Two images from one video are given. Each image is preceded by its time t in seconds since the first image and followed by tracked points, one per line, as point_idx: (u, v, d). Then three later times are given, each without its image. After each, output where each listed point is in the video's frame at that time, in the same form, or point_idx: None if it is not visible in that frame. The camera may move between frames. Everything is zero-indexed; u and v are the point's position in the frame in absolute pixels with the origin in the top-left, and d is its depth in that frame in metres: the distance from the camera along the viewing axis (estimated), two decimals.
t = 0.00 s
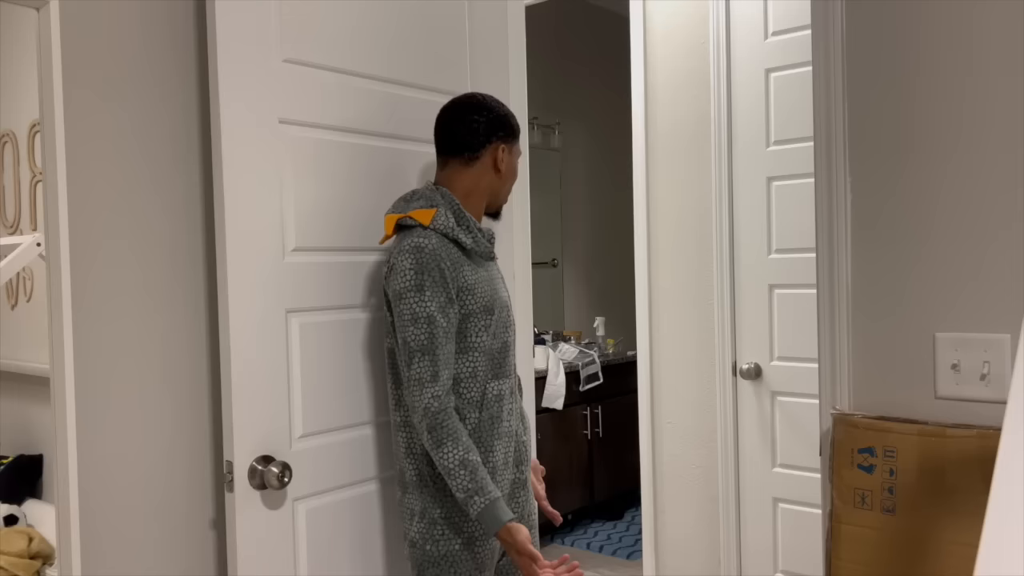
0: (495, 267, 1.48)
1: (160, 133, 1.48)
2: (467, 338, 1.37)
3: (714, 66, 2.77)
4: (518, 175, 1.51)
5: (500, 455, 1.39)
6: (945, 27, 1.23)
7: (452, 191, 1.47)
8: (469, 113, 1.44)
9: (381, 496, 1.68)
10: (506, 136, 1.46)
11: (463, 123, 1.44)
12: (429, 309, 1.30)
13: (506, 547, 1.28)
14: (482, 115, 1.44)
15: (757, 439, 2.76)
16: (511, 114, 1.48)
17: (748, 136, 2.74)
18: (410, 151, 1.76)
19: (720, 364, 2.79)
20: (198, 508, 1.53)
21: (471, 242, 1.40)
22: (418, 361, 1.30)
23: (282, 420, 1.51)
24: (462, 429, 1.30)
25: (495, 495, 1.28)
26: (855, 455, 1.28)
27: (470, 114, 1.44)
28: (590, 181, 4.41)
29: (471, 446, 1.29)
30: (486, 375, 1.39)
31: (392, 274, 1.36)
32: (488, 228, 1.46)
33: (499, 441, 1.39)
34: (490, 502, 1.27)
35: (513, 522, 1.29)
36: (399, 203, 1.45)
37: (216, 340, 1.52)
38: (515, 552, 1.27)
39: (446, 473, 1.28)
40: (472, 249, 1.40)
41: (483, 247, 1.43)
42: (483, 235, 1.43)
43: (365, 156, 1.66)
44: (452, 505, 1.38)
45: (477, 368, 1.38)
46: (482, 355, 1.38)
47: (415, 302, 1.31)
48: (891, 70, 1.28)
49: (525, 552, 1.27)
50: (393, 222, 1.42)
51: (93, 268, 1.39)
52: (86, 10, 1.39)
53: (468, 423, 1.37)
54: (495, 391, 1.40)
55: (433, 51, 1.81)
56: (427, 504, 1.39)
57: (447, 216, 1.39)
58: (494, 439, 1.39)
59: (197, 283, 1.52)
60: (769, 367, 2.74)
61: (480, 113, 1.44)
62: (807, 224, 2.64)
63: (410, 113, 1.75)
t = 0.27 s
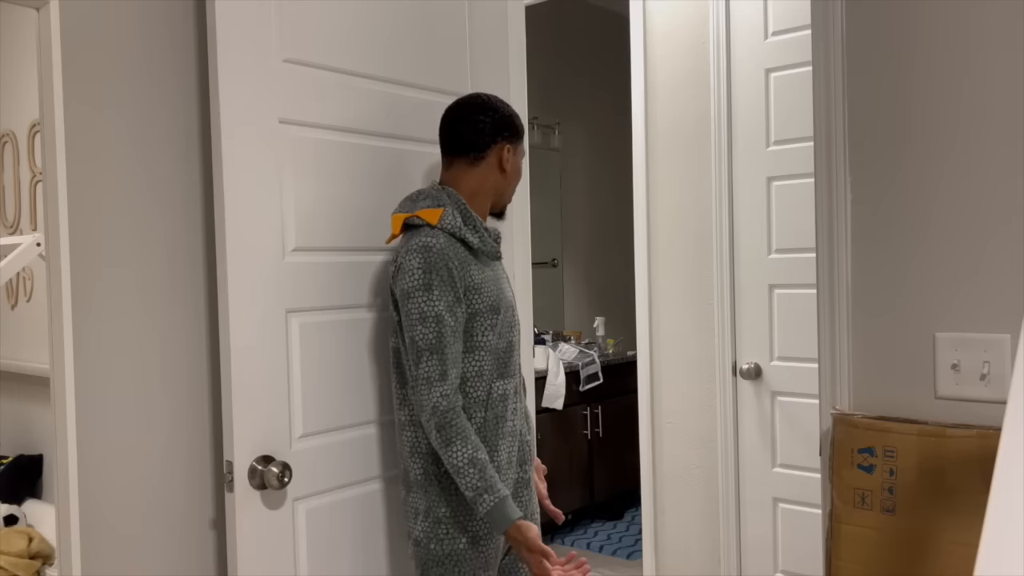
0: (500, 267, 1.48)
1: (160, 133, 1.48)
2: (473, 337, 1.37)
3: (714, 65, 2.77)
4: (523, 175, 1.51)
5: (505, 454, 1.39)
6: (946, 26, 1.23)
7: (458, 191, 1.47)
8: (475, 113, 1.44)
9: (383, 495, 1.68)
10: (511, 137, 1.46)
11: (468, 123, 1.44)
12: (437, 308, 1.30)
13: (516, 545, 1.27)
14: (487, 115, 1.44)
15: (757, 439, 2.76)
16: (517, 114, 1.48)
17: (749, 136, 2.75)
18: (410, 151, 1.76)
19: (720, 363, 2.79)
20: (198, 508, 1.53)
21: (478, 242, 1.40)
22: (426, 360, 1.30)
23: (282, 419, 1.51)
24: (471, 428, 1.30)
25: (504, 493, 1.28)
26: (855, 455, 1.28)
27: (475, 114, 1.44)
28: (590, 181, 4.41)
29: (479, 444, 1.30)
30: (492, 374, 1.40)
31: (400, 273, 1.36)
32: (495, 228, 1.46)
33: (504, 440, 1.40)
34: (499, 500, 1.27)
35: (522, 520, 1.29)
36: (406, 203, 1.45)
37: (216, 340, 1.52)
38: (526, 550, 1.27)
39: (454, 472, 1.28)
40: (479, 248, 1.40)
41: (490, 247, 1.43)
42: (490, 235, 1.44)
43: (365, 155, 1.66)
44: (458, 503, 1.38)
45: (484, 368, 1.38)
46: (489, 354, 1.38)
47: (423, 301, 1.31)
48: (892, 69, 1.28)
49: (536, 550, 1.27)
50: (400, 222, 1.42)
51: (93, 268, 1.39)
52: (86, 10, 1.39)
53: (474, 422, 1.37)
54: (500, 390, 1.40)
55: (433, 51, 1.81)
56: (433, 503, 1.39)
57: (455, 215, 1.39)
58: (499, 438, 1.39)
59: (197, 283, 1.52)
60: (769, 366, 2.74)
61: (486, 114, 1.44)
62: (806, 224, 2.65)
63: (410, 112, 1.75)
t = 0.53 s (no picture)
0: (505, 267, 1.48)
1: (159, 133, 1.48)
2: (479, 337, 1.37)
3: (714, 65, 2.77)
4: (527, 175, 1.51)
5: (509, 454, 1.39)
6: (947, 25, 1.23)
7: (464, 191, 1.46)
8: (480, 113, 1.44)
9: (384, 495, 1.68)
10: (516, 137, 1.46)
11: (473, 124, 1.43)
12: (444, 307, 1.31)
13: (523, 543, 1.28)
14: (492, 116, 1.44)
15: (757, 439, 2.76)
16: (521, 115, 1.48)
17: (749, 136, 2.75)
18: (410, 151, 1.76)
19: (720, 363, 2.79)
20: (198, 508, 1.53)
21: (485, 242, 1.41)
22: (433, 358, 1.30)
23: (282, 419, 1.51)
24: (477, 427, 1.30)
25: (510, 492, 1.28)
26: (855, 455, 1.28)
27: (481, 114, 1.44)
28: (590, 181, 4.41)
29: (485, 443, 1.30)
30: (498, 373, 1.40)
31: (406, 272, 1.36)
32: (501, 229, 1.46)
33: (509, 440, 1.40)
34: (505, 499, 1.27)
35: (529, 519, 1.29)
36: (412, 202, 1.44)
37: (217, 340, 1.53)
38: (533, 547, 1.27)
39: (461, 470, 1.28)
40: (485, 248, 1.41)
41: (495, 246, 1.43)
42: (496, 236, 1.44)
43: (365, 155, 1.66)
44: (462, 503, 1.38)
45: (489, 367, 1.38)
46: (495, 354, 1.39)
47: (430, 300, 1.31)
48: (892, 70, 1.28)
49: (544, 547, 1.27)
50: (406, 221, 1.42)
51: (92, 268, 1.39)
52: (86, 10, 1.39)
53: (480, 421, 1.37)
54: (505, 390, 1.40)
55: (433, 50, 1.80)
56: (438, 502, 1.39)
57: (462, 215, 1.40)
58: (503, 438, 1.39)
59: (197, 283, 1.52)
60: (769, 367, 2.74)
61: (491, 114, 1.44)
62: (806, 223, 2.65)
63: (410, 112, 1.75)
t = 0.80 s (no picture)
0: (509, 268, 1.49)
1: (159, 133, 1.48)
2: (485, 336, 1.38)
3: (714, 65, 2.77)
4: (531, 176, 1.52)
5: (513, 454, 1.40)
6: (947, 25, 1.23)
7: (468, 192, 1.46)
8: (484, 114, 1.44)
9: (386, 494, 1.69)
10: (520, 138, 1.46)
11: (478, 124, 1.43)
12: (451, 306, 1.31)
13: (532, 541, 1.28)
14: (496, 116, 1.44)
15: (757, 439, 2.76)
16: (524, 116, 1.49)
17: (749, 136, 2.75)
18: (411, 151, 1.76)
19: (720, 363, 2.78)
20: (198, 508, 1.53)
21: (491, 243, 1.41)
22: (440, 357, 1.30)
23: (282, 419, 1.51)
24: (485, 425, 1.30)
25: (518, 490, 1.28)
26: (855, 455, 1.28)
27: (485, 115, 1.44)
28: (590, 181, 4.41)
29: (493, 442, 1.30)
30: (503, 373, 1.40)
31: (413, 272, 1.36)
32: (506, 229, 1.47)
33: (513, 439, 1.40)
34: (514, 497, 1.27)
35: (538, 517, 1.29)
36: (418, 203, 1.44)
37: (217, 340, 1.53)
38: (544, 544, 1.27)
39: (469, 469, 1.28)
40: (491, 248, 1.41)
41: (501, 246, 1.43)
42: (501, 237, 1.44)
43: (365, 156, 1.66)
44: (467, 502, 1.38)
45: (495, 366, 1.38)
46: (501, 353, 1.39)
47: (437, 299, 1.31)
48: (893, 70, 1.28)
49: (555, 544, 1.28)
50: (412, 221, 1.42)
51: (93, 268, 1.39)
52: (85, 10, 1.39)
53: (486, 420, 1.37)
54: (510, 390, 1.41)
55: (432, 50, 1.80)
56: (443, 502, 1.38)
57: (468, 215, 1.40)
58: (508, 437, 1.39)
59: (197, 283, 1.52)
60: (769, 367, 2.74)
61: (495, 115, 1.44)
62: (806, 223, 2.65)
63: (410, 112, 1.75)
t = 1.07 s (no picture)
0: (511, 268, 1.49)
1: (159, 133, 1.48)
2: (489, 336, 1.38)
3: (714, 64, 2.77)
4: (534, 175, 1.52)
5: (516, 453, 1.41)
6: (948, 25, 1.23)
7: (472, 191, 1.46)
8: (487, 115, 1.44)
9: (388, 494, 1.70)
10: (523, 138, 1.46)
11: (481, 125, 1.43)
12: (456, 305, 1.31)
13: (537, 539, 1.28)
14: (499, 116, 1.44)
15: (757, 439, 2.76)
16: (527, 115, 1.48)
17: (749, 135, 2.74)
18: (411, 151, 1.76)
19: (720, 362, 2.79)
20: (198, 508, 1.53)
21: (495, 243, 1.41)
22: (445, 357, 1.30)
23: (282, 419, 1.51)
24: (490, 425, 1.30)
25: (523, 490, 1.28)
26: (855, 455, 1.28)
27: (488, 115, 1.43)
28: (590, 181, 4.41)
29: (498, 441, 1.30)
30: (506, 373, 1.40)
31: (416, 271, 1.36)
32: (509, 229, 1.47)
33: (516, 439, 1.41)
34: (520, 497, 1.27)
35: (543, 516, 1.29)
36: (421, 202, 1.44)
37: (217, 340, 1.53)
38: (550, 543, 1.28)
39: (474, 468, 1.27)
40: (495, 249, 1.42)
41: (505, 246, 1.44)
42: (505, 237, 1.45)
43: (365, 156, 1.66)
44: (471, 502, 1.38)
45: (499, 366, 1.38)
46: (504, 353, 1.39)
47: (442, 298, 1.31)
48: (893, 69, 1.28)
49: (560, 542, 1.27)
50: (417, 220, 1.41)
51: (93, 268, 1.39)
52: (85, 10, 1.39)
53: (490, 420, 1.37)
54: (513, 390, 1.41)
55: (433, 50, 1.80)
56: (447, 502, 1.38)
57: (472, 215, 1.40)
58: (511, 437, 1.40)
59: (198, 283, 1.52)
60: (769, 367, 2.74)
61: (498, 115, 1.44)
62: (806, 223, 2.64)
63: (410, 113, 1.76)
